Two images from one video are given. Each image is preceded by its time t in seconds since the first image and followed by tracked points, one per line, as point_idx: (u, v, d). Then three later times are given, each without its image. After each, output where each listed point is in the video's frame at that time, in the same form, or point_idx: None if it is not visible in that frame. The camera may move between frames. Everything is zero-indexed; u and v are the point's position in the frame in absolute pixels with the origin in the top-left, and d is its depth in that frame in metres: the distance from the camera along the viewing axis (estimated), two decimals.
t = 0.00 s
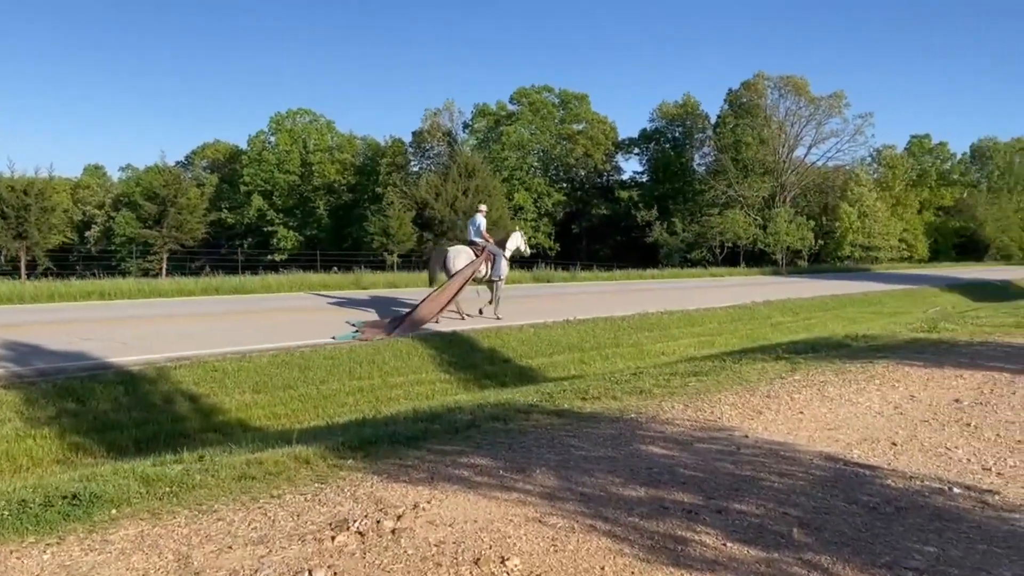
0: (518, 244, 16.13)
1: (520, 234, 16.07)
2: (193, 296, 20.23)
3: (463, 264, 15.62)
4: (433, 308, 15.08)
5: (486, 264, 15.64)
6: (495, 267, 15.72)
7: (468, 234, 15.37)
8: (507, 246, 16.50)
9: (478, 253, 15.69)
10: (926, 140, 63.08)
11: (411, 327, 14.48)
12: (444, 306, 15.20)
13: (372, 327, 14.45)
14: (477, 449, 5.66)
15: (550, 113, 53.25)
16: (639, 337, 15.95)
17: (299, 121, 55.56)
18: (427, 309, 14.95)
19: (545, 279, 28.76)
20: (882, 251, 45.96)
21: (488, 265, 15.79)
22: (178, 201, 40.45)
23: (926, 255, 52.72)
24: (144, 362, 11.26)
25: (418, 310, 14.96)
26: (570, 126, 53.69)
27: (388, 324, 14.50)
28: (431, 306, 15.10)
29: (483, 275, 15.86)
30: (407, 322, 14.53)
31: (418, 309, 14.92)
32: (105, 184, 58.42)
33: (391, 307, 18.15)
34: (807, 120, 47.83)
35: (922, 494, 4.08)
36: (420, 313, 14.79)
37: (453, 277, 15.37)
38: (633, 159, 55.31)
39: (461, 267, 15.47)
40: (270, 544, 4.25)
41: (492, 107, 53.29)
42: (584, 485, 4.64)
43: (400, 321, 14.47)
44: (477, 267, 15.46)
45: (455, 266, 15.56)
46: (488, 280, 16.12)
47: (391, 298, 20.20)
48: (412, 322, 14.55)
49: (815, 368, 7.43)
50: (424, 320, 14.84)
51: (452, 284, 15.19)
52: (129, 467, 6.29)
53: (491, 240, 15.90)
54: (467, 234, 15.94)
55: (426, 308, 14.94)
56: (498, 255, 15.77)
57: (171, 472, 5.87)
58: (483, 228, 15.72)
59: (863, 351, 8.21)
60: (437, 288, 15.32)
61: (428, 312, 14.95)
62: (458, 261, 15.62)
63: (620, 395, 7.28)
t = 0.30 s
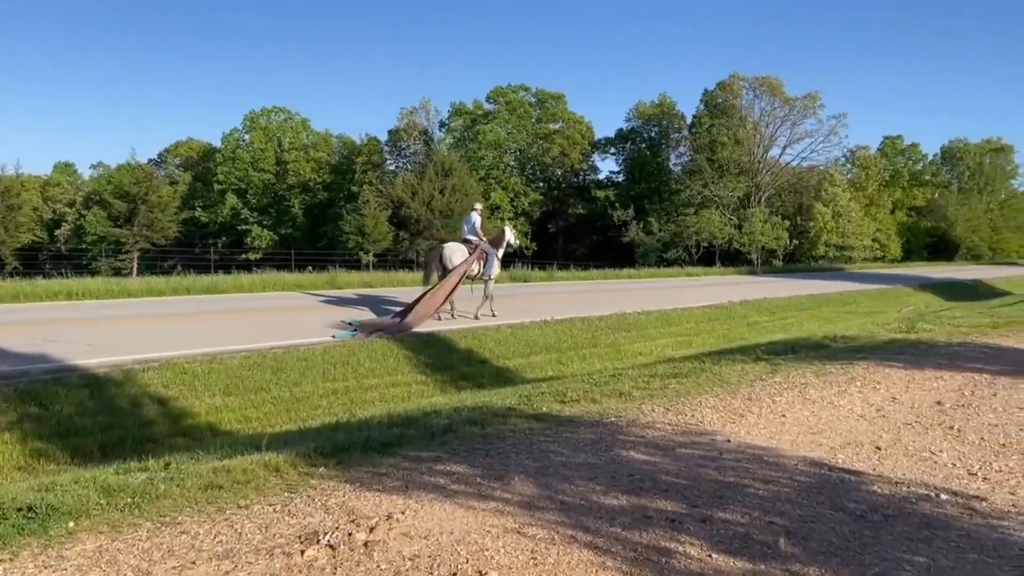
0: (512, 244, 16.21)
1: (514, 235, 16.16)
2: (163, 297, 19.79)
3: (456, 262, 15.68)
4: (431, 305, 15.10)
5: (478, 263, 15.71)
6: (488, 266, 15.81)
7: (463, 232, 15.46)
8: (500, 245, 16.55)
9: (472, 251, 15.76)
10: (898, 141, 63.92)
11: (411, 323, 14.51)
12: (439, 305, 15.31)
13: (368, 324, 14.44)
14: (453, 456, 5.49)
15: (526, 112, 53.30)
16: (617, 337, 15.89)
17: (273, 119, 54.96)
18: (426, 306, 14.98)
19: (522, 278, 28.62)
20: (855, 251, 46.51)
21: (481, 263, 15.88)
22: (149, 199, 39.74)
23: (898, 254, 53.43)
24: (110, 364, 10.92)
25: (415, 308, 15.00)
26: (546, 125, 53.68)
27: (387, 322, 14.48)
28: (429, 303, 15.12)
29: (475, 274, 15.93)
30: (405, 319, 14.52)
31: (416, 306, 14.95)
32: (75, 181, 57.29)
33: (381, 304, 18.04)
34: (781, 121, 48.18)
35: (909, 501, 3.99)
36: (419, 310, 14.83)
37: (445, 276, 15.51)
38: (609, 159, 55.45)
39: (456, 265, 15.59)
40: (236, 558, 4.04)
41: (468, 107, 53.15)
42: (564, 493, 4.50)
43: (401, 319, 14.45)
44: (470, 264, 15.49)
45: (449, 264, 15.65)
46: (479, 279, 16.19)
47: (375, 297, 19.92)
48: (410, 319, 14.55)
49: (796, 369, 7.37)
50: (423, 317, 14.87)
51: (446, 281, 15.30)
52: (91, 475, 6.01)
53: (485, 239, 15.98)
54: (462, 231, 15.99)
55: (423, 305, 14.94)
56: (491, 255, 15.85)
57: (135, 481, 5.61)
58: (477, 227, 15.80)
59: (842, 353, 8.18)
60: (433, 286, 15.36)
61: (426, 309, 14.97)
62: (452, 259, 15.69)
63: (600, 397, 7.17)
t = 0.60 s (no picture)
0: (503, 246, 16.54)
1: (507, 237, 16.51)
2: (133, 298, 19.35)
3: (452, 265, 15.72)
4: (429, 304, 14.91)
5: (472, 266, 15.93)
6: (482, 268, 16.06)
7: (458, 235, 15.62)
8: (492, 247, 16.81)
9: (465, 254, 15.95)
10: (872, 142, 64.69)
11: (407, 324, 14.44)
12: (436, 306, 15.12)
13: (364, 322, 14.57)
14: (429, 465, 5.33)
15: (503, 112, 53.18)
16: (595, 338, 15.81)
17: (248, 118, 54.28)
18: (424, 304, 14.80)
19: (500, 278, 28.47)
20: (830, 251, 46.97)
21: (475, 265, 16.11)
22: (120, 198, 39.03)
23: (872, 255, 54.05)
24: (73, 369, 10.58)
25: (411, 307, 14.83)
26: (524, 125, 53.56)
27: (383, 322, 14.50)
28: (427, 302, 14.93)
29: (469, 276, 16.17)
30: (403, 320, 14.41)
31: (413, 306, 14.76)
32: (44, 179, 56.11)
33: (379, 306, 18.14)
34: (757, 122, 48.48)
35: (894, 510, 3.90)
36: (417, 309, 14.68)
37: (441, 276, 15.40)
38: (586, 159, 55.51)
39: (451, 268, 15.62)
40: None
41: (445, 106, 52.89)
42: (542, 505, 4.35)
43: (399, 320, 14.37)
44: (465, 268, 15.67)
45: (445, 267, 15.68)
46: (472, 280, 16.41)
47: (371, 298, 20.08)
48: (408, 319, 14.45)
49: (776, 373, 7.31)
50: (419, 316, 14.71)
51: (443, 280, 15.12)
52: (50, 487, 5.75)
53: (478, 241, 16.27)
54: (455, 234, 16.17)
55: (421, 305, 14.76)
56: (485, 257, 16.11)
57: (95, 492, 5.37)
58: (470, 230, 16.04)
59: (821, 355, 8.13)
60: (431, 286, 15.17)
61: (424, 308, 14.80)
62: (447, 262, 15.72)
63: (578, 402, 7.05)
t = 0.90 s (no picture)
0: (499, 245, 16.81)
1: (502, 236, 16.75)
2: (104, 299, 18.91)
3: (448, 265, 15.97)
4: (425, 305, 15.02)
5: (468, 266, 16.17)
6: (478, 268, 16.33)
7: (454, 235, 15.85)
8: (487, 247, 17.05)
9: (462, 254, 16.15)
10: (847, 143, 65.43)
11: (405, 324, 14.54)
12: (432, 307, 15.35)
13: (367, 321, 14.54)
14: (408, 470, 5.20)
15: (480, 112, 52.97)
16: (575, 338, 15.76)
17: (223, 116, 53.42)
18: (420, 305, 14.92)
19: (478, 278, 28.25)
20: (806, 251, 47.42)
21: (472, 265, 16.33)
22: (92, 197, 38.32)
23: (847, 255, 54.66)
24: (39, 372, 10.25)
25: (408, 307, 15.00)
26: (501, 125, 53.37)
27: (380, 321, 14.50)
28: (423, 303, 15.07)
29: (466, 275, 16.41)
30: (399, 321, 14.51)
31: (410, 308, 14.87)
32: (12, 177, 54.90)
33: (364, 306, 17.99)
34: (734, 122, 48.72)
35: (883, 515, 3.84)
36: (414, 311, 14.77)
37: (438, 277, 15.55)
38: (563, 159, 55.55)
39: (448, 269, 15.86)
40: None
41: (423, 106, 52.58)
42: (526, 512, 4.24)
43: (395, 321, 14.47)
44: (461, 268, 15.88)
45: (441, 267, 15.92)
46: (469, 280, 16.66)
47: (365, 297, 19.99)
48: (404, 321, 14.55)
49: (759, 374, 7.26)
50: (416, 317, 14.87)
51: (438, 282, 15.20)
52: (11, 495, 5.51)
53: (474, 241, 16.52)
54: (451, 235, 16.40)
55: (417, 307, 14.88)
56: (481, 256, 16.36)
57: (60, 501, 5.13)
58: (466, 230, 16.28)
59: (802, 356, 8.11)
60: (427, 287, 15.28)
61: (420, 309, 14.92)
62: (443, 262, 15.96)
63: (559, 404, 6.95)
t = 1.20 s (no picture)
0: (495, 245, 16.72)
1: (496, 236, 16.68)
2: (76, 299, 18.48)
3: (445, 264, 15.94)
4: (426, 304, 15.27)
5: (463, 265, 16.01)
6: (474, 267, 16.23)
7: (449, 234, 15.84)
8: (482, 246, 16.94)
9: (457, 253, 16.09)
10: (823, 144, 66.10)
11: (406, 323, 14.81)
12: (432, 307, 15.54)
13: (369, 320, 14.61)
14: (394, 473, 5.08)
15: (459, 111, 52.75)
16: (557, 338, 15.67)
17: (200, 115, 52.51)
18: (421, 305, 15.15)
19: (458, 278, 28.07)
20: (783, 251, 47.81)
21: (468, 264, 16.23)
22: (66, 195, 37.57)
23: (823, 255, 55.23)
24: (11, 374, 9.97)
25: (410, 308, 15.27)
26: (480, 125, 53.15)
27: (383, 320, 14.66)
28: (424, 303, 15.30)
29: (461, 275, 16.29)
30: (401, 320, 14.74)
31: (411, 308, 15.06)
32: None
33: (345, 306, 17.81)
34: (712, 123, 48.97)
35: (879, 517, 3.78)
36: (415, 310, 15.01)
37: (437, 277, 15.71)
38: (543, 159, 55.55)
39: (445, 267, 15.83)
40: None
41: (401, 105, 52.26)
42: (517, 516, 4.14)
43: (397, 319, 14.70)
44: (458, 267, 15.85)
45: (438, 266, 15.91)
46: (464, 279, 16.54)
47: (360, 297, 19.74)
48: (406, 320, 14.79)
49: (745, 374, 7.20)
50: (417, 317, 15.11)
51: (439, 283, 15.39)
52: None
53: (470, 240, 16.45)
54: (448, 234, 16.35)
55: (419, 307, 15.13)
56: (476, 256, 16.27)
57: (31, 509, 4.93)
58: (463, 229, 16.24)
59: (788, 356, 8.07)
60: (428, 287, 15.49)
61: (421, 309, 15.16)
62: (441, 261, 15.97)
63: (546, 405, 6.84)
